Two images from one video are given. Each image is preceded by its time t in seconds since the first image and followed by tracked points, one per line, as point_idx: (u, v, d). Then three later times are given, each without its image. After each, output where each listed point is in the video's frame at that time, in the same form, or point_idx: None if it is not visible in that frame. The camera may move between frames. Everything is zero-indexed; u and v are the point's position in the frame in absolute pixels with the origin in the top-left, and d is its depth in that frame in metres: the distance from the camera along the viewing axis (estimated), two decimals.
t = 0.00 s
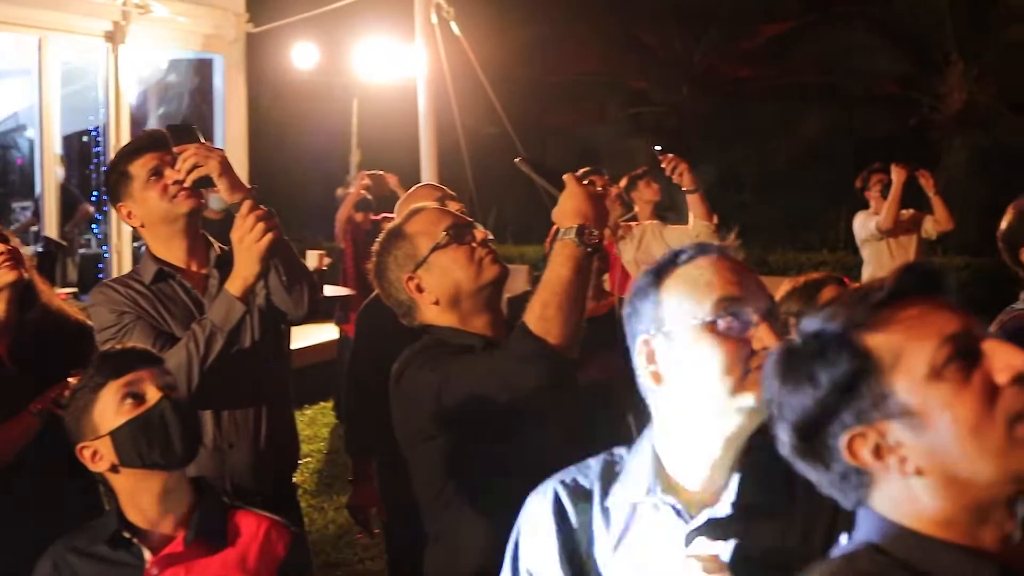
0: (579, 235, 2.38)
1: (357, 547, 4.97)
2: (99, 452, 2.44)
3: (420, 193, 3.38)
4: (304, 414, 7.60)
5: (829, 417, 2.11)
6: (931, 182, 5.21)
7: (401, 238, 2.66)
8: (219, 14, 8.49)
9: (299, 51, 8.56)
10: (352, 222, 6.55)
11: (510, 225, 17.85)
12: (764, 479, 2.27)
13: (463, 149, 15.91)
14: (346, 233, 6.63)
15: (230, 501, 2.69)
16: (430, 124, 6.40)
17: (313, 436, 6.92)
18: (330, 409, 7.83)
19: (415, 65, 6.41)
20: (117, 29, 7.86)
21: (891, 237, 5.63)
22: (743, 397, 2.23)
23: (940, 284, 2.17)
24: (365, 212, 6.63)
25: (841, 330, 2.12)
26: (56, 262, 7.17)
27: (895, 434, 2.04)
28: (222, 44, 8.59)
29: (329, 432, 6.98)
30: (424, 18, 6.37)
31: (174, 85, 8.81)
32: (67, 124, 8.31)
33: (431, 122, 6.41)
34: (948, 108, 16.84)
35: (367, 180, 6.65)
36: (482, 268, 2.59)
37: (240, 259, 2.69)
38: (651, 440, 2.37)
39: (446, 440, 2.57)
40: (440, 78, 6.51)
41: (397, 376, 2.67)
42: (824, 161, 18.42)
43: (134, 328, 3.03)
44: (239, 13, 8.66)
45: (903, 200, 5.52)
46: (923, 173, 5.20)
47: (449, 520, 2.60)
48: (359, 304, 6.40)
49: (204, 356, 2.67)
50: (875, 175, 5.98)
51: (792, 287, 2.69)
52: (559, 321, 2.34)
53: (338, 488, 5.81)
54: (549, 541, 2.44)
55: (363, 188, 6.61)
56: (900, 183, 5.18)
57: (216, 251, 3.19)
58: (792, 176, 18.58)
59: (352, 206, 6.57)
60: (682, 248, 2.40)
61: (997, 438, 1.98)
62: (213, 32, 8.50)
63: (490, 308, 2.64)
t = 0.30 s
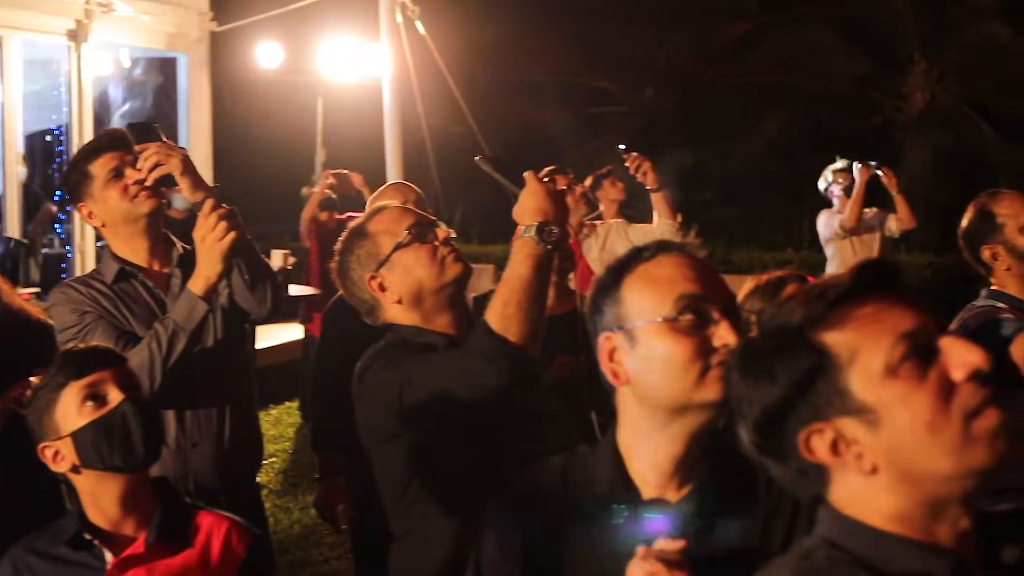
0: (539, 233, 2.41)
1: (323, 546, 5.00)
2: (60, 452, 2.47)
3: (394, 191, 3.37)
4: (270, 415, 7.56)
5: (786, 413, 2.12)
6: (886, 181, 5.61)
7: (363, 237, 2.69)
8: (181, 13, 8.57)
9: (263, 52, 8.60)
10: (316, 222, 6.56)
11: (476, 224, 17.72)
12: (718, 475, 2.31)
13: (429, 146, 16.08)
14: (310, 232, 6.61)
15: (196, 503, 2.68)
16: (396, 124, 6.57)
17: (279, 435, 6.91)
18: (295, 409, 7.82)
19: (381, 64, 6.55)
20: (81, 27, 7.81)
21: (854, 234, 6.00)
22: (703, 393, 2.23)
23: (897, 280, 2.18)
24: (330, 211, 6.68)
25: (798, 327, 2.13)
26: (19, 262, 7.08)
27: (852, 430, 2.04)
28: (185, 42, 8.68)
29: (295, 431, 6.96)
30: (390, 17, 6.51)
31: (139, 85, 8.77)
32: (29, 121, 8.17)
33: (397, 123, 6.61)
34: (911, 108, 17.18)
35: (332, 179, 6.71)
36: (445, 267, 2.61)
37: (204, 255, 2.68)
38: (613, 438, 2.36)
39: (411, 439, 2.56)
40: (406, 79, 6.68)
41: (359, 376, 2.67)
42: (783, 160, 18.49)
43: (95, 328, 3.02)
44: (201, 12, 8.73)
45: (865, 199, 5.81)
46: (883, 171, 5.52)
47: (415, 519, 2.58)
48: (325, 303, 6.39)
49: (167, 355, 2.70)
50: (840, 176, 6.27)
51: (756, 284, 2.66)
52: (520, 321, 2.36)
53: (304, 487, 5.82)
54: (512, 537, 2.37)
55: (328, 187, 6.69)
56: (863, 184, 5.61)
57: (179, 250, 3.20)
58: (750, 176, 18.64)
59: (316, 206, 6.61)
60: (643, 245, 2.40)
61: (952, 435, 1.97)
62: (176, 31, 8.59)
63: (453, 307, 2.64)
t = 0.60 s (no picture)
0: (502, 230, 2.44)
1: (287, 547, 4.98)
2: (22, 449, 2.45)
3: (362, 190, 3.34)
4: (236, 413, 7.51)
5: (746, 409, 2.12)
6: (859, 181, 5.06)
7: (327, 234, 2.66)
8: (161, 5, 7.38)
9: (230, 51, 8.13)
10: (283, 221, 6.49)
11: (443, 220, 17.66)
12: (682, 472, 2.29)
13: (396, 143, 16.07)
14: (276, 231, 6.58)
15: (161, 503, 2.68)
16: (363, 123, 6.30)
17: (245, 433, 6.87)
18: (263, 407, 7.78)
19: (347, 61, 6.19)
20: (45, 23, 5.96)
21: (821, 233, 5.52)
22: (664, 389, 2.24)
23: (855, 277, 2.18)
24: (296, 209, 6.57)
25: (757, 322, 2.13)
26: None
27: (810, 425, 2.06)
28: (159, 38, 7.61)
29: (261, 430, 6.93)
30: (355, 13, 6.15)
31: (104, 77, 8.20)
32: None
33: (365, 119, 6.37)
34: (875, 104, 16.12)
35: (297, 176, 6.27)
36: (409, 264, 2.60)
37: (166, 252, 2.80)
38: (576, 434, 2.36)
39: (378, 436, 2.59)
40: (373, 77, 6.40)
41: (324, 375, 2.70)
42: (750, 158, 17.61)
43: (58, 325, 3.04)
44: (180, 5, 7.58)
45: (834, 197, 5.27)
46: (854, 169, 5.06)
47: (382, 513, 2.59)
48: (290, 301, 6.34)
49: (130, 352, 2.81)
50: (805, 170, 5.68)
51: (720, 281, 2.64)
52: (484, 317, 2.44)
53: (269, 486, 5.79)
54: (476, 533, 2.41)
55: (292, 185, 6.25)
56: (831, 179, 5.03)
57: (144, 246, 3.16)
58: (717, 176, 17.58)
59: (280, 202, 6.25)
60: (606, 241, 2.38)
61: (910, 429, 1.99)
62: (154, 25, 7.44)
63: (419, 304, 2.62)
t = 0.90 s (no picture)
0: (470, 226, 2.44)
1: (257, 543, 5.00)
2: None
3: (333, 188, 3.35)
4: (206, 411, 7.48)
5: (709, 403, 2.13)
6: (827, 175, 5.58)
7: (296, 231, 2.71)
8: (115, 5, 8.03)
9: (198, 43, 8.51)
10: (253, 217, 6.54)
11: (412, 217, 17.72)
12: (646, 469, 2.30)
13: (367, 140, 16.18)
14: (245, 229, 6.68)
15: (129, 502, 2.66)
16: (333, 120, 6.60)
17: (215, 432, 6.87)
18: (232, 405, 7.75)
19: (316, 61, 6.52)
20: None
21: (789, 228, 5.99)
22: (631, 384, 2.24)
23: (816, 274, 2.21)
24: (266, 206, 6.61)
25: (721, 317, 2.14)
26: None
27: (775, 420, 2.04)
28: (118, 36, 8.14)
29: (231, 428, 6.92)
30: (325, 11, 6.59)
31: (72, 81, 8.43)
32: None
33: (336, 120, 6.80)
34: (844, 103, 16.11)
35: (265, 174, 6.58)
36: (377, 259, 2.63)
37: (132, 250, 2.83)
38: (542, 429, 2.37)
39: (346, 433, 2.54)
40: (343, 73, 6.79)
41: (293, 371, 2.67)
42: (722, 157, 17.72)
43: (24, 322, 3.06)
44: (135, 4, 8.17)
45: (800, 193, 5.86)
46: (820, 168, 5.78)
47: (349, 509, 2.56)
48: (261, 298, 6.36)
49: (96, 349, 2.86)
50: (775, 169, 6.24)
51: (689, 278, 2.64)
52: (450, 314, 2.43)
53: (240, 483, 5.79)
54: (447, 528, 2.36)
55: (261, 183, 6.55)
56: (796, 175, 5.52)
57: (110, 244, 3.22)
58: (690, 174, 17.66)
59: (250, 200, 6.56)
60: (571, 238, 2.43)
61: (872, 424, 1.96)
62: (110, 25, 8.05)
63: (386, 301, 2.65)
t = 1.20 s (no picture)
0: (441, 223, 2.44)
1: (230, 542, 5.02)
2: None
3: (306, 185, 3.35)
4: (178, 409, 7.45)
5: (678, 400, 2.14)
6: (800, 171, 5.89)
7: (267, 228, 2.71)
8: None
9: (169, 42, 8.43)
10: (224, 213, 6.53)
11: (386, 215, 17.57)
12: (618, 465, 2.32)
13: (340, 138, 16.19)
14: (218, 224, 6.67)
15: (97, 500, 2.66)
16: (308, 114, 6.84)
17: (188, 429, 6.88)
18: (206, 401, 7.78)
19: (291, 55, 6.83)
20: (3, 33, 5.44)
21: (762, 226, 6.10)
22: (600, 379, 2.27)
23: (786, 267, 2.20)
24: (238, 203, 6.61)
25: (690, 313, 2.14)
26: None
27: (744, 415, 2.05)
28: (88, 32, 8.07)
29: (205, 424, 6.94)
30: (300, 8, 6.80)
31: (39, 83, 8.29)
32: None
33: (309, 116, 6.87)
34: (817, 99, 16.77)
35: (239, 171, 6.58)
36: (349, 256, 2.65)
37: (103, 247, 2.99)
38: (513, 425, 2.39)
39: (318, 428, 2.54)
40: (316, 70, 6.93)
41: (264, 368, 2.66)
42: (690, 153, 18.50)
43: None
44: None
45: (773, 191, 5.97)
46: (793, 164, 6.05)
47: (322, 505, 2.55)
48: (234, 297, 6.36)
49: (67, 345, 2.99)
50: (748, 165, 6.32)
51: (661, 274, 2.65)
52: (420, 310, 2.45)
53: (213, 483, 5.81)
54: (419, 523, 2.33)
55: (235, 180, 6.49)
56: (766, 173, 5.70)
57: (81, 242, 3.31)
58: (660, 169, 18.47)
59: (223, 198, 6.49)
60: (542, 233, 2.44)
61: (840, 419, 1.97)
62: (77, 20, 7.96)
63: (357, 297, 2.69)
